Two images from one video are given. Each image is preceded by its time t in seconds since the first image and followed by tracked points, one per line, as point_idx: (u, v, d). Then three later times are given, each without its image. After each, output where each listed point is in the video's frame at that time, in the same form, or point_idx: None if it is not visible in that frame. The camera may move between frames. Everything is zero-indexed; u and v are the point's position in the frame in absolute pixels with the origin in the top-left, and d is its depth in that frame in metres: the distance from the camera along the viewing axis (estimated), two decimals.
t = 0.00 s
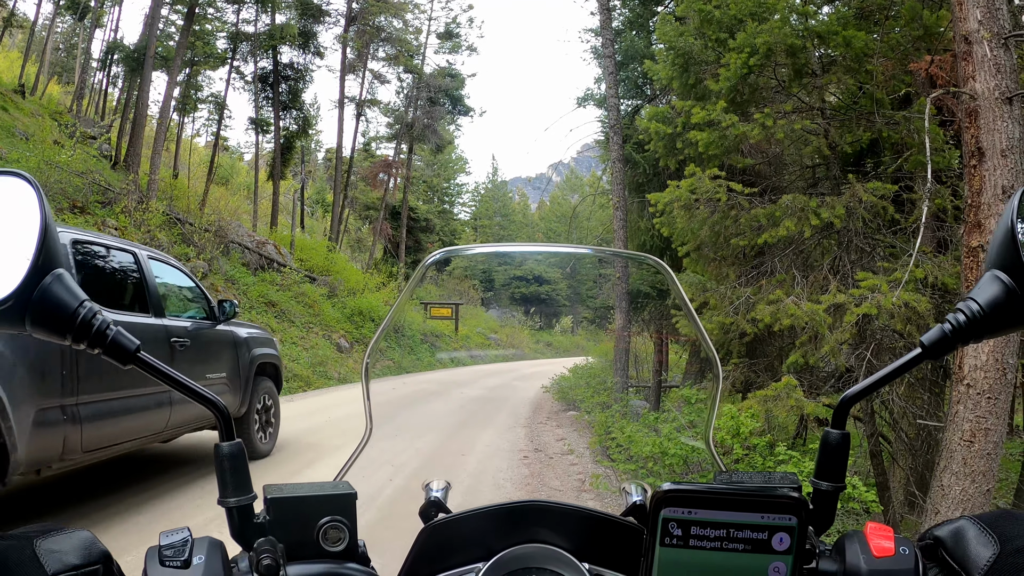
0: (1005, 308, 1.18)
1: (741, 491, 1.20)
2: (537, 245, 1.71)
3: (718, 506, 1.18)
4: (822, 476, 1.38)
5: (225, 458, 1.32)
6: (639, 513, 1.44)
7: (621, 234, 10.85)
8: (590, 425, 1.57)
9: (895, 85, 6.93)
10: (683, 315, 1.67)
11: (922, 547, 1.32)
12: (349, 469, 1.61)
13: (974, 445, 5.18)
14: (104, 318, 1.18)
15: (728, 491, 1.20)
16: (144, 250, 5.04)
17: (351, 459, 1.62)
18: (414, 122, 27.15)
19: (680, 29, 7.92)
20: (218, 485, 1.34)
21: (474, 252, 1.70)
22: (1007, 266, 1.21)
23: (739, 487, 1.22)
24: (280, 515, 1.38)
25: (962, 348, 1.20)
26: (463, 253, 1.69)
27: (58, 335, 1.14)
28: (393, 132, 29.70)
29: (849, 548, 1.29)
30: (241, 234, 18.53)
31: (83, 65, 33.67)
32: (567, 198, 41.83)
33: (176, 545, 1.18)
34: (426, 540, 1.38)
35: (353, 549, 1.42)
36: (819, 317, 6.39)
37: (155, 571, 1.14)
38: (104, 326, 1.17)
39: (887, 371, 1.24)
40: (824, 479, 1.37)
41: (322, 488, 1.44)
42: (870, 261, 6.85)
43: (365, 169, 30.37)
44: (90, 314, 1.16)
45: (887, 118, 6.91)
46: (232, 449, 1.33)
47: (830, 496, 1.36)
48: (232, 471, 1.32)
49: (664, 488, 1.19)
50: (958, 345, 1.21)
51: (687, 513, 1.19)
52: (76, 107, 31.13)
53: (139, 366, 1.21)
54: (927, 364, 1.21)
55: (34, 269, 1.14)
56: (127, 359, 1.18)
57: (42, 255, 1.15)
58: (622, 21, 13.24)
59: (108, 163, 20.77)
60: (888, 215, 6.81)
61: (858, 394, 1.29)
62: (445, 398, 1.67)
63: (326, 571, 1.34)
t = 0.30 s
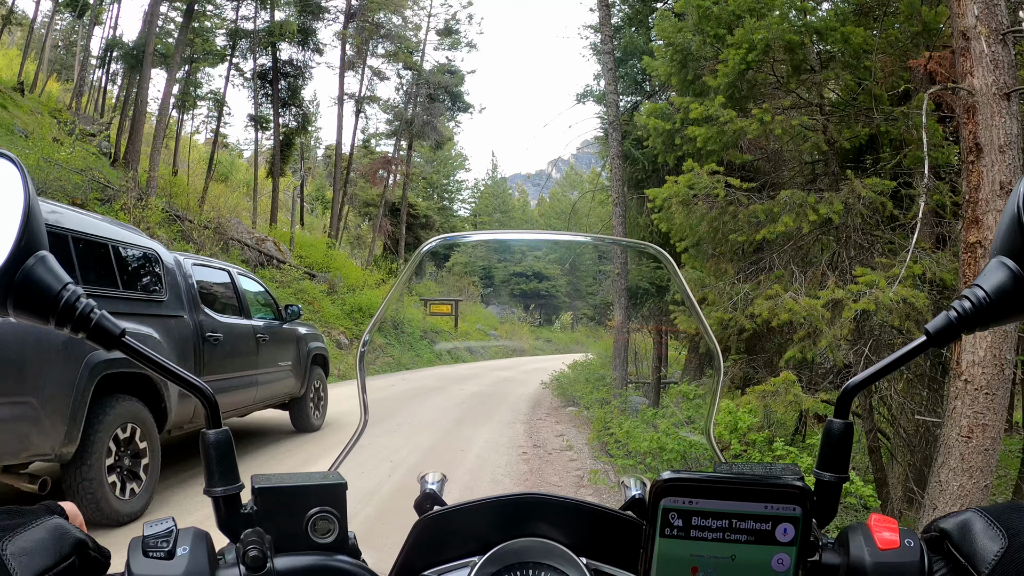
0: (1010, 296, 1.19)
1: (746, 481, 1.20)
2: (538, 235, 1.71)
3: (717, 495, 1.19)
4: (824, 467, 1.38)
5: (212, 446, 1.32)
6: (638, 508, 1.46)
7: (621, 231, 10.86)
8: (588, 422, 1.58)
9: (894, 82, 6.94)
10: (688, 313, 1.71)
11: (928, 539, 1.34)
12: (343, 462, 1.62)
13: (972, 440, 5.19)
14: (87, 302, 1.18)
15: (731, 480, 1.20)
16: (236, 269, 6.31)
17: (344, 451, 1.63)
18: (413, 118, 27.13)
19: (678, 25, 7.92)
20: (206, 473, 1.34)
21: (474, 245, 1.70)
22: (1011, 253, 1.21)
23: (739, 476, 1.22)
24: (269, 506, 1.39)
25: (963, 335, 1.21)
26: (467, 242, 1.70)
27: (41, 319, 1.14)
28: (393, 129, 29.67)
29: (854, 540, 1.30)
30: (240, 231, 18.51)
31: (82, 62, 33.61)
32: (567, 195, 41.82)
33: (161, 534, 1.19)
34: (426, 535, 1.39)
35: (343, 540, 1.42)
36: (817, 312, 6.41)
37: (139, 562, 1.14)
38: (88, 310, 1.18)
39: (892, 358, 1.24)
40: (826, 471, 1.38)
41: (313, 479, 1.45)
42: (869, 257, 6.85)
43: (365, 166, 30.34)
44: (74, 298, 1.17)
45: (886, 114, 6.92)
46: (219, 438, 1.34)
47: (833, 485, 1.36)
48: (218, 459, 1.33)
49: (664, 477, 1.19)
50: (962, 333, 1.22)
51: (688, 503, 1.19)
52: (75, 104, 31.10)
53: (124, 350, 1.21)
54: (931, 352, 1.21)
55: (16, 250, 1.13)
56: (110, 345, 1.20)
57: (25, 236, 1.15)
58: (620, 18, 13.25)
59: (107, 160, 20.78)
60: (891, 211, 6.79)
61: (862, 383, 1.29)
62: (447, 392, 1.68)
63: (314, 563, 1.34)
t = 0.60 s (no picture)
0: (1014, 284, 1.19)
1: (757, 467, 1.20)
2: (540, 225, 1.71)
3: (725, 482, 1.19)
4: (828, 456, 1.38)
5: (211, 435, 1.31)
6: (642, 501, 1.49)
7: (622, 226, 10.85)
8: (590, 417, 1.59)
9: (896, 77, 6.95)
10: (695, 308, 1.69)
11: (931, 529, 1.34)
12: (345, 452, 1.62)
13: (974, 436, 5.20)
14: (84, 289, 1.18)
15: (740, 467, 1.20)
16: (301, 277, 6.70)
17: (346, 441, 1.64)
18: (414, 113, 27.10)
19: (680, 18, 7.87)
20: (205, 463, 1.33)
21: (474, 237, 1.68)
22: (1016, 241, 1.21)
23: (746, 463, 1.23)
24: (269, 496, 1.39)
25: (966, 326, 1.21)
26: (469, 230, 1.69)
27: (39, 305, 1.15)
28: (393, 124, 29.63)
29: (857, 528, 1.31)
30: (240, 226, 18.49)
31: (81, 57, 33.57)
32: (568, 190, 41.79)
33: (160, 525, 1.19)
34: (431, 527, 1.40)
35: (343, 531, 1.43)
36: (819, 307, 6.40)
37: (137, 554, 1.14)
38: (85, 297, 1.18)
39: (897, 345, 1.24)
40: (831, 459, 1.38)
41: (313, 469, 1.45)
42: (870, 252, 6.83)
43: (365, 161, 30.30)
44: (71, 285, 1.17)
45: (888, 109, 6.91)
46: (218, 426, 1.33)
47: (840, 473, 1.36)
48: (217, 448, 1.31)
49: (670, 464, 1.19)
50: (966, 321, 1.22)
51: (695, 491, 1.19)
52: (75, 100, 31.07)
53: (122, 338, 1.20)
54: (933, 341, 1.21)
55: (12, 235, 1.13)
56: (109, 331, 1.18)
57: (20, 222, 1.14)
58: (620, 13, 13.23)
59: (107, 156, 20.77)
60: (893, 207, 6.79)
61: (865, 371, 1.29)
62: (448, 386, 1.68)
63: (316, 554, 1.36)
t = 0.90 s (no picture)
0: (1009, 277, 1.19)
1: (757, 459, 1.20)
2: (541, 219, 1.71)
3: (730, 475, 1.18)
4: (827, 447, 1.37)
5: (210, 434, 1.32)
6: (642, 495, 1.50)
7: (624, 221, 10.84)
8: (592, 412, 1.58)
9: (902, 70, 6.91)
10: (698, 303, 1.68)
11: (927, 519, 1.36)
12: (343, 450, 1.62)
13: (984, 434, 5.18)
14: (80, 289, 1.18)
15: (741, 458, 1.20)
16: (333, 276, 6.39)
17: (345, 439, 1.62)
18: (415, 108, 27.05)
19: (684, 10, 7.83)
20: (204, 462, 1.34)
21: (476, 232, 1.67)
22: (1010, 236, 1.22)
23: (749, 456, 1.22)
24: (269, 495, 1.38)
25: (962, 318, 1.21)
26: (470, 224, 1.68)
27: (34, 305, 1.14)
28: (395, 118, 29.57)
29: (856, 519, 1.31)
30: (240, 221, 18.46)
31: (82, 50, 33.49)
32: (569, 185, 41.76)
33: (160, 526, 1.18)
34: (433, 521, 1.39)
35: (344, 529, 1.43)
36: (826, 303, 6.38)
37: (137, 555, 1.13)
38: (81, 296, 1.17)
39: (892, 337, 1.23)
40: (828, 451, 1.37)
41: (312, 466, 1.45)
42: (877, 247, 6.82)
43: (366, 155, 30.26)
44: (67, 284, 1.16)
45: (896, 102, 6.87)
46: (217, 426, 1.33)
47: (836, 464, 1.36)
48: (216, 447, 1.32)
49: (675, 457, 1.18)
50: (962, 313, 1.21)
51: (700, 484, 1.18)
52: (75, 94, 31.02)
53: (119, 337, 1.20)
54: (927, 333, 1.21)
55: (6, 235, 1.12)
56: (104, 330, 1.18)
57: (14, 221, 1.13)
58: (623, 6, 13.15)
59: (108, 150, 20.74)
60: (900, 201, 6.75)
61: (862, 363, 1.28)
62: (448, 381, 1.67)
63: (317, 554, 1.35)
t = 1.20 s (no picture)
0: (1001, 265, 1.19)
1: (754, 450, 1.18)
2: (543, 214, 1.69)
3: (729, 465, 1.16)
4: (821, 436, 1.35)
5: (203, 436, 1.29)
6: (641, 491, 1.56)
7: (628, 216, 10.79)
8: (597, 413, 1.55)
9: (915, 63, 6.80)
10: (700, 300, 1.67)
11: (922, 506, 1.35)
12: (341, 446, 1.58)
13: (1004, 433, 5.10)
14: (69, 292, 1.17)
15: (739, 450, 1.17)
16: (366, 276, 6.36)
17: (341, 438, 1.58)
18: (419, 103, 26.99)
19: None
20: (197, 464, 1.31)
21: (479, 228, 1.65)
22: (998, 225, 1.22)
23: (746, 446, 1.20)
24: (264, 496, 1.37)
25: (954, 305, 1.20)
26: (470, 220, 1.66)
27: (23, 310, 1.12)
28: (398, 114, 29.52)
29: (853, 508, 1.29)
30: (242, 216, 18.43)
31: (85, 46, 33.43)
32: (573, 181, 41.65)
33: (155, 530, 1.17)
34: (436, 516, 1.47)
35: (341, 529, 1.42)
36: (841, 299, 6.34)
37: (133, 560, 1.11)
38: (70, 300, 1.16)
39: (884, 326, 1.22)
40: (823, 440, 1.35)
41: (306, 467, 1.44)
42: (889, 242, 6.76)
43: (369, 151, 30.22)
44: (56, 287, 1.15)
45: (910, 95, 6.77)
46: (210, 427, 1.30)
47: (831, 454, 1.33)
48: (209, 449, 1.29)
49: (672, 449, 1.16)
50: (952, 302, 1.20)
51: (698, 475, 1.16)
52: (78, 90, 30.98)
53: (110, 341, 1.19)
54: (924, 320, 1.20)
55: None
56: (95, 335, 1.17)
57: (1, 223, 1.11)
58: None
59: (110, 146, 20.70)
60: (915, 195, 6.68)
61: (854, 353, 1.26)
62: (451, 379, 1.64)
63: (314, 554, 1.35)
